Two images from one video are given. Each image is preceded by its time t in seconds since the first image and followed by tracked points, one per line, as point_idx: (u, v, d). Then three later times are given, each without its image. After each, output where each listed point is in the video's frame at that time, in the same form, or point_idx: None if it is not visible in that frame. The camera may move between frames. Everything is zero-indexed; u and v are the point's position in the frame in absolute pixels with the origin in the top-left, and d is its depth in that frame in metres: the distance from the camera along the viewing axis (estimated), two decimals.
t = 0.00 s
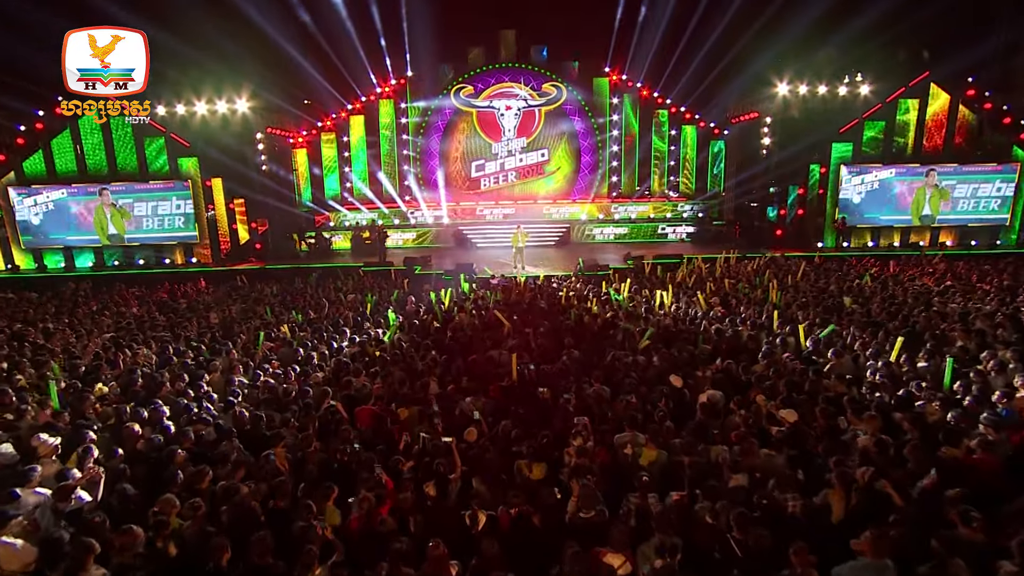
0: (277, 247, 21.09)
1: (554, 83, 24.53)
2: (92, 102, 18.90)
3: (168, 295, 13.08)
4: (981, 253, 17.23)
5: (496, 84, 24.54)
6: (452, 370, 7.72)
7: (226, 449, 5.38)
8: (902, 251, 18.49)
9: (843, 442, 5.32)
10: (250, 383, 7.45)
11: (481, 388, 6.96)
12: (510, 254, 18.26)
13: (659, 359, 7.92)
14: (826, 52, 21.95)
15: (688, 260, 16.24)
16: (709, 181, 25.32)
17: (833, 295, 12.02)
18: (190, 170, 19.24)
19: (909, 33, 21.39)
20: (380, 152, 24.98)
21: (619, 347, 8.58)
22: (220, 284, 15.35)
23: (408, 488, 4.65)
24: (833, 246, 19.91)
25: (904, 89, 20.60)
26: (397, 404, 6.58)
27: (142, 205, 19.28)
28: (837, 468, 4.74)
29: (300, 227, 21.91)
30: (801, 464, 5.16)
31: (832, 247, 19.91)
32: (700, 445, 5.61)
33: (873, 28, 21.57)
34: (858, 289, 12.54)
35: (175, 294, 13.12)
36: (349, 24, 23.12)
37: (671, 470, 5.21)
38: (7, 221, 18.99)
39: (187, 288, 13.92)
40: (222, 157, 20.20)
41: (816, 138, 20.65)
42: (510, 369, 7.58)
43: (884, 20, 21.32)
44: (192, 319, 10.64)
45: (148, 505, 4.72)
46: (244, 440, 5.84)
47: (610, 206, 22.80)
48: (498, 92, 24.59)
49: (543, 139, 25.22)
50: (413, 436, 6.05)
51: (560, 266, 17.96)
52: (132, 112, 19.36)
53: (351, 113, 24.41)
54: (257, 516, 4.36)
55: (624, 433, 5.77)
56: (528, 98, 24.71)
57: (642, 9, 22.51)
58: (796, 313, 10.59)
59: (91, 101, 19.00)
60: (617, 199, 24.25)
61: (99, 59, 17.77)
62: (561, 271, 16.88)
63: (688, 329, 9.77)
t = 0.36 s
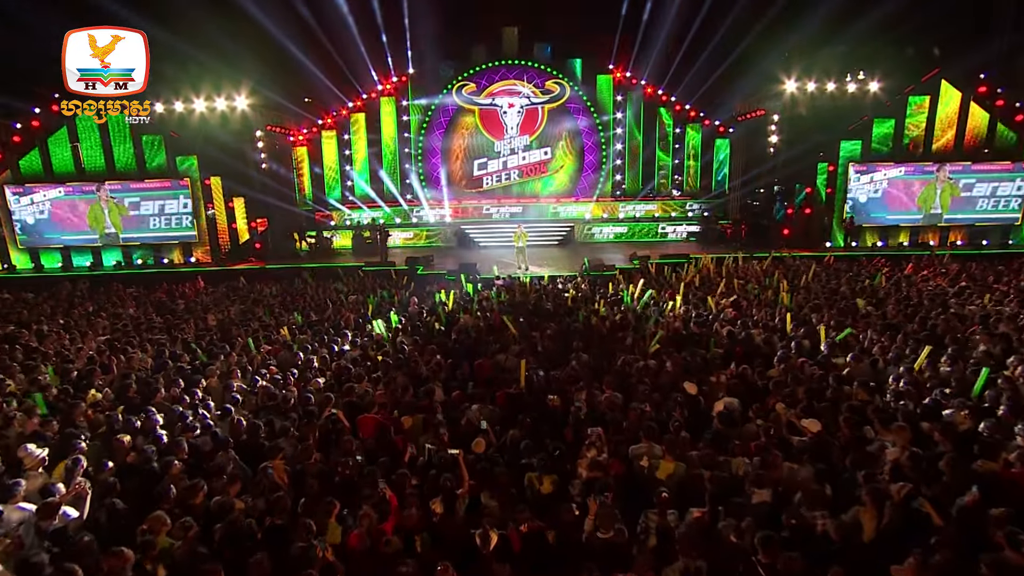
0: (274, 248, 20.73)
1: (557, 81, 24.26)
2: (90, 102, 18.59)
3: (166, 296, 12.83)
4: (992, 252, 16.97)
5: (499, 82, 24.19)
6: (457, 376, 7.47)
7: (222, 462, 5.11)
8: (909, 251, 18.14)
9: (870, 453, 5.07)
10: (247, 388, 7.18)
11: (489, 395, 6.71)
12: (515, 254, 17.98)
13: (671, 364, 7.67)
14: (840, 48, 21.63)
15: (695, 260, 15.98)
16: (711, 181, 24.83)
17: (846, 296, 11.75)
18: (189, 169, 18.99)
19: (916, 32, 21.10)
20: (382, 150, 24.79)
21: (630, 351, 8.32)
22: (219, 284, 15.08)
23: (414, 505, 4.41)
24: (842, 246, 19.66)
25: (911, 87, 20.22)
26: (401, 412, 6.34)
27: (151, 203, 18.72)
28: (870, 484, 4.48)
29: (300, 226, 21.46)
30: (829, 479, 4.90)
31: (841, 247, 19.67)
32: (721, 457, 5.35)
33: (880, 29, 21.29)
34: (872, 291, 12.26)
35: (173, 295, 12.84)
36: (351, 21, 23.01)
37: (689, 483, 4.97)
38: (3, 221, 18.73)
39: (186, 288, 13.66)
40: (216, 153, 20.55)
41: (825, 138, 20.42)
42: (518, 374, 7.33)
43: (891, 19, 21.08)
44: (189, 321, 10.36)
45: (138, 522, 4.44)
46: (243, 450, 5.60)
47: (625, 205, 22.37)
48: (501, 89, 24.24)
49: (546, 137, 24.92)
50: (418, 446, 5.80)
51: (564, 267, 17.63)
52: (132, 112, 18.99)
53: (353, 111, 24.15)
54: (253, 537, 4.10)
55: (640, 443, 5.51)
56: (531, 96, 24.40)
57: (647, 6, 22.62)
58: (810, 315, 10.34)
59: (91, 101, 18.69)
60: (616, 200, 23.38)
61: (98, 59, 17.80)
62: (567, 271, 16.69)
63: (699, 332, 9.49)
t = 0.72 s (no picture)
0: (273, 249, 19.58)
1: (558, 79, 23.96)
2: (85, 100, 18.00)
3: (160, 298, 12.54)
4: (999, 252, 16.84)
5: (498, 80, 23.88)
6: (462, 381, 7.19)
7: (216, 477, 4.85)
8: (914, 250, 18.01)
9: (898, 464, 4.85)
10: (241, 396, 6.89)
11: (494, 404, 6.45)
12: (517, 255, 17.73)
13: (682, 370, 7.43)
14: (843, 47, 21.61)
15: (699, 261, 15.75)
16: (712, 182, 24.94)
17: (855, 298, 11.53)
18: (184, 168, 18.77)
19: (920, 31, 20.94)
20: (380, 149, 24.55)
21: (638, 357, 8.06)
22: (214, 285, 14.81)
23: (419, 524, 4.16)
24: (848, 247, 19.11)
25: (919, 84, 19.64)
26: (403, 421, 6.08)
27: (153, 203, 18.82)
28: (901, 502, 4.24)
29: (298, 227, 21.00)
30: (856, 495, 4.67)
31: (846, 247, 19.12)
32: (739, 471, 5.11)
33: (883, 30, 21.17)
34: (881, 292, 12.05)
35: (167, 297, 12.57)
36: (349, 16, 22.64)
37: (708, 498, 4.73)
38: None
39: (180, 290, 13.39)
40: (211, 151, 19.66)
41: (829, 138, 20.70)
42: (524, 381, 7.06)
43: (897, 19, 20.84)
44: (183, 324, 10.07)
45: (123, 545, 4.17)
46: (239, 464, 5.32)
47: (630, 204, 22.20)
48: (500, 88, 23.94)
49: (548, 136, 24.62)
50: (422, 459, 5.55)
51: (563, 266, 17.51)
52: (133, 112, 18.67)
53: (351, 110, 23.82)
54: (248, 561, 3.84)
55: (655, 456, 5.27)
56: (531, 95, 24.08)
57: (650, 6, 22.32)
58: (820, 317, 10.11)
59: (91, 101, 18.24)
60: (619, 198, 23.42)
61: (97, 59, 17.31)
62: (570, 270, 16.84)
63: (708, 336, 9.25)
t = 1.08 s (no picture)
0: (270, 253, 20.03)
1: (557, 78, 23.74)
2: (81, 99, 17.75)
3: (153, 301, 12.26)
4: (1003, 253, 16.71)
5: (496, 79, 23.64)
6: (466, 389, 6.94)
7: (209, 495, 4.60)
8: (918, 251, 17.93)
9: (928, 476, 4.62)
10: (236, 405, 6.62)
11: (501, 414, 6.21)
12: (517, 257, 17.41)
13: (694, 376, 7.20)
14: (844, 45, 21.27)
15: (702, 262, 15.53)
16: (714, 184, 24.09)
17: (864, 300, 11.32)
18: (178, 168, 18.40)
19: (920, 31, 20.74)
20: (375, 149, 24.06)
21: (647, 363, 7.82)
22: (208, 288, 14.49)
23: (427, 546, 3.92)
24: (852, 247, 19.24)
25: (921, 83, 19.46)
26: (406, 432, 5.84)
27: (161, 203, 18.41)
28: (936, 522, 4.03)
29: (295, 228, 20.97)
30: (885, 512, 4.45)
31: (850, 248, 19.23)
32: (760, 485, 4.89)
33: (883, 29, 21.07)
34: (890, 293, 11.85)
35: (160, 300, 12.27)
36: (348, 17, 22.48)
37: (730, 515, 4.50)
38: None
39: (173, 292, 13.08)
40: (203, 150, 18.96)
41: (831, 138, 20.33)
42: (532, 389, 6.82)
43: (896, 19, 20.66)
44: (176, 328, 9.79)
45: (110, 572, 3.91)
46: (234, 480, 5.06)
47: (634, 204, 22.03)
48: (499, 87, 23.72)
49: (546, 135, 24.40)
50: (427, 472, 5.31)
51: (569, 270, 16.69)
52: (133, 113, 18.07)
53: (347, 109, 23.53)
54: None
55: (673, 470, 5.04)
56: (530, 94, 23.88)
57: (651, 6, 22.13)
58: (830, 320, 9.90)
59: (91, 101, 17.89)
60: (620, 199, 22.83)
61: (99, 59, 17.37)
62: (572, 272, 16.42)
63: (717, 341, 9.01)
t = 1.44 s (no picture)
0: (265, 254, 19.74)
1: (557, 77, 23.45)
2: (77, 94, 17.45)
3: (147, 304, 11.94)
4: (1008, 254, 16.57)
5: (496, 77, 23.41)
6: (473, 398, 6.68)
7: (204, 515, 4.35)
8: (924, 252, 17.77)
9: (963, 491, 4.40)
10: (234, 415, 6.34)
11: (510, 424, 5.96)
12: (518, 258, 17.13)
13: (707, 384, 6.97)
14: (848, 44, 21.11)
15: (706, 263, 15.30)
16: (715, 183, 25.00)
17: (874, 302, 11.12)
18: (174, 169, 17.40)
19: (920, 31, 20.63)
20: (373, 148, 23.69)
21: (658, 370, 7.58)
22: (203, 290, 14.17)
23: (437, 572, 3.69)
24: (857, 249, 18.99)
25: (924, 82, 19.42)
26: (412, 444, 5.60)
27: (165, 203, 17.63)
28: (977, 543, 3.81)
29: (291, 229, 20.25)
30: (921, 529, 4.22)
31: (856, 250, 19.00)
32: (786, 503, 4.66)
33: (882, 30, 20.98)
34: (900, 295, 11.64)
35: (154, 303, 11.94)
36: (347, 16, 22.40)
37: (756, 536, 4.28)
38: None
39: (168, 295, 12.76)
40: (199, 150, 19.01)
41: (836, 137, 20.22)
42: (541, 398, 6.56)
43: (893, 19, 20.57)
44: (170, 333, 9.48)
45: None
46: (233, 497, 4.80)
47: (638, 204, 21.72)
48: (499, 86, 23.47)
49: (546, 134, 24.11)
50: (434, 489, 5.07)
51: (567, 270, 16.68)
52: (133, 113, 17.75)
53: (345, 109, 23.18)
54: None
55: (692, 486, 4.81)
56: (530, 93, 23.59)
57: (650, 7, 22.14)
58: (842, 323, 9.69)
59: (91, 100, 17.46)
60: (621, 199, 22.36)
61: (98, 59, 16.63)
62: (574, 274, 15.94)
63: (728, 346, 8.76)
